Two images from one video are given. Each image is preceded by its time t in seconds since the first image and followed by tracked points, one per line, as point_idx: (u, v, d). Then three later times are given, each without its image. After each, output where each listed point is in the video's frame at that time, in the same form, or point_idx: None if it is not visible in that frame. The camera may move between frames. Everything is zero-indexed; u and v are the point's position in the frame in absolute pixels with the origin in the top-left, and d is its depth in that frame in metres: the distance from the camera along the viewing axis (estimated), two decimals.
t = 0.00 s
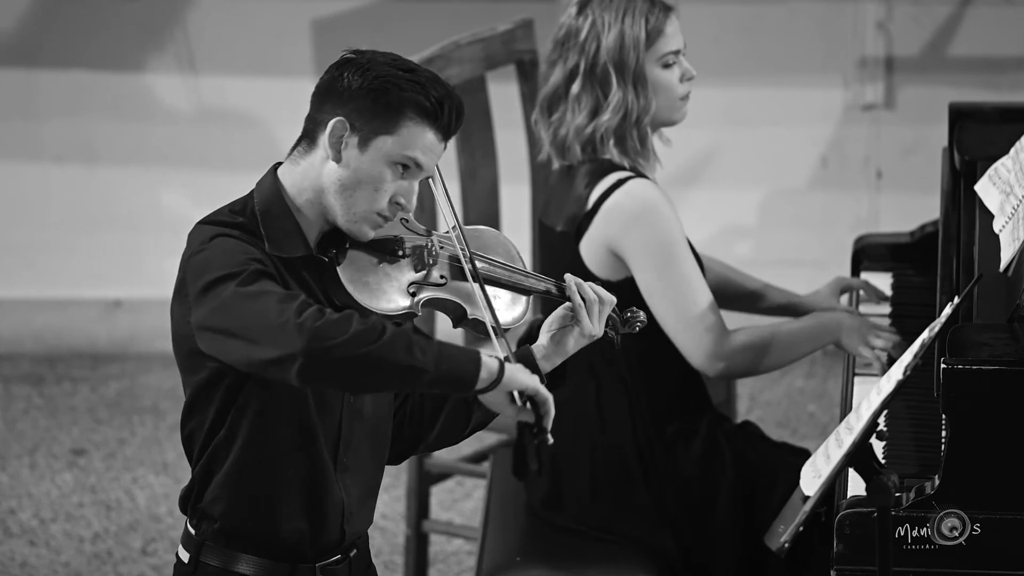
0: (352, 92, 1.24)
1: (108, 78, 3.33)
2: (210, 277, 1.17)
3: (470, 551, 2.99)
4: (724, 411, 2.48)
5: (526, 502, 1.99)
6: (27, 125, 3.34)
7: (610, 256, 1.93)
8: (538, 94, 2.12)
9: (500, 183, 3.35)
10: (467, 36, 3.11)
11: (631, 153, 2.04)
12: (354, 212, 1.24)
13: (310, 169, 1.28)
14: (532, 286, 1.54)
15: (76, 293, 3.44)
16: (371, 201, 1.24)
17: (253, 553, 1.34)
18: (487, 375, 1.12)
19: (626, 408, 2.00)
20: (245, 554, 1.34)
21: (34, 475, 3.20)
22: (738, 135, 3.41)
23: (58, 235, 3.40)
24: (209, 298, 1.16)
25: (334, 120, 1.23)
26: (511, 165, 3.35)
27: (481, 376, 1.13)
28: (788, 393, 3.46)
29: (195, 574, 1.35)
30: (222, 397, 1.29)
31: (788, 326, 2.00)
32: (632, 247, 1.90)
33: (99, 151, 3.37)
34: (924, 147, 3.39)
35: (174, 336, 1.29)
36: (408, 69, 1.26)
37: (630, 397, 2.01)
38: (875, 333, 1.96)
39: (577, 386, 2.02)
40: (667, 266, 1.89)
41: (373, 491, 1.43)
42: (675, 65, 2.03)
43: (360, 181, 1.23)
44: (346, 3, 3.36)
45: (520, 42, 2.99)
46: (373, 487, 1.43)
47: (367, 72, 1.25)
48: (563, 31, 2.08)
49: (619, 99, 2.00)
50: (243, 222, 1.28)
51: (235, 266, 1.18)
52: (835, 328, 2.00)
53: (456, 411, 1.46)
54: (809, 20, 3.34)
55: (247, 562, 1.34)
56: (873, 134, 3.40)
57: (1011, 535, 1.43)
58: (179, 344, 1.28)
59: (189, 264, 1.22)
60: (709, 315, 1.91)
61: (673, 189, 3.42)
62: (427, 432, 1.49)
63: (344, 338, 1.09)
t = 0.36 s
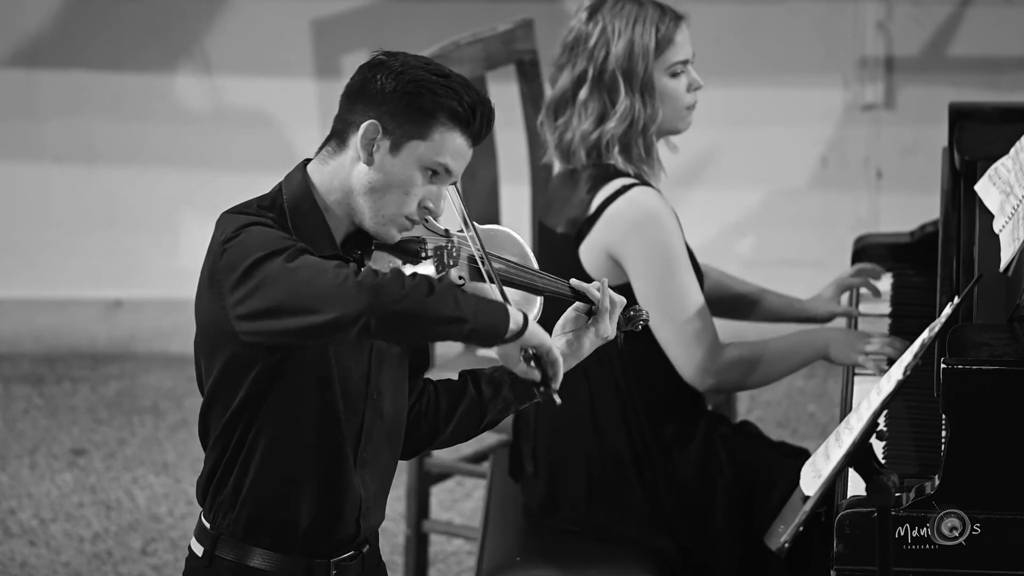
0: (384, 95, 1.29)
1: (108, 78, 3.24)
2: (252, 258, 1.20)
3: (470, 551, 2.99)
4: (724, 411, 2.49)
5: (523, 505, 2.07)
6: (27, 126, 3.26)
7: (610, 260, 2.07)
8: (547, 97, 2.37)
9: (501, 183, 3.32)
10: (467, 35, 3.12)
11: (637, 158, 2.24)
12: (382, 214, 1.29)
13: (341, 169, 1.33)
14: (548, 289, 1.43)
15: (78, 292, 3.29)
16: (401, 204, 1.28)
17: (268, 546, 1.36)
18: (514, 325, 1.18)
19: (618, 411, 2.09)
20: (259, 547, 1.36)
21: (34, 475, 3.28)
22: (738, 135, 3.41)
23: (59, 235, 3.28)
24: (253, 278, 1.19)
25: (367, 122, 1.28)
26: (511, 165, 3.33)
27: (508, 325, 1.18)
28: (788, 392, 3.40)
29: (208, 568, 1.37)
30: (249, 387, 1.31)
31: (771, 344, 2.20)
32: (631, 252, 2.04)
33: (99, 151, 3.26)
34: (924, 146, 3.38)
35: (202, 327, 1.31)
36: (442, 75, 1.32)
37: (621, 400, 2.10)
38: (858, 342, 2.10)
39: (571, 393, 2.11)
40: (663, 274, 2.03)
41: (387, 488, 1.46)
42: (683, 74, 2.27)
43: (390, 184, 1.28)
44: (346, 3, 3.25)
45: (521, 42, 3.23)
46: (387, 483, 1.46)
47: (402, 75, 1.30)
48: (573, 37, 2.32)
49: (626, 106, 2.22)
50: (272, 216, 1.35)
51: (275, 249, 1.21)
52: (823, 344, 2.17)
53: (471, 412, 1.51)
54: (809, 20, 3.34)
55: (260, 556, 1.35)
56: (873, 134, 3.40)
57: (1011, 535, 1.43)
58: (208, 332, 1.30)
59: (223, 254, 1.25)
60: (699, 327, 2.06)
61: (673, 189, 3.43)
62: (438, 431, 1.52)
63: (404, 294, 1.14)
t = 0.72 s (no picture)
0: (407, 98, 1.30)
1: (107, 78, 3.24)
2: (268, 274, 1.22)
3: (470, 551, 2.99)
4: (724, 411, 2.49)
5: (526, 508, 2.06)
6: (27, 126, 3.26)
7: (609, 262, 2.07)
8: (549, 98, 2.35)
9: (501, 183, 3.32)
10: (466, 35, 3.12)
11: (638, 161, 2.25)
12: (398, 218, 1.30)
13: (358, 170, 1.33)
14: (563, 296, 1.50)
15: (77, 292, 3.28)
16: (417, 208, 1.29)
17: (274, 541, 1.35)
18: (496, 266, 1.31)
19: (617, 410, 2.08)
20: (265, 541, 1.35)
21: (34, 475, 3.29)
22: (738, 135, 3.42)
23: (59, 235, 3.28)
24: (270, 294, 1.21)
25: (386, 125, 1.28)
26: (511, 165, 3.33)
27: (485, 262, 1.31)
28: (788, 391, 3.38)
29: (215, 562, 1.36)
30: (254, 383, 1.31)
31: (769, 346, 2.20)
32: (631, 254, 2.04)
33: (99, 151, 3.26)
34: (924, 146, 3.38)
35: (211, 325, 1.32)
36: (465, 80, 1.33)
37: (620, 399, 2.08)
38: (859, 340, 2.10)
39: (569, 394, 2.09)
40: (664, 275, 2.03)
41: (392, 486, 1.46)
42: (685, 78, 2.29)
43: (406, 188, 1.29)
44: (346, 3, 3.26)
45: (521, 42, 3.21)
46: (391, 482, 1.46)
47: (426, 80, 1.31)
48: (578, 38, 2.32)
49: (630, 108, 2.22)
50: (289, 216, 1.34)
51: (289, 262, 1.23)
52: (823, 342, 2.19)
53: (473, 412, 1.51)
54: (809, 20, 3.35)
55: (267, 550, 1.35)
56: (873, 134, 3.40)
57: (1011, 535, 1.43)
58: (216, 330, 1.31)
59: (236, 257, 1.26)
60: (698, 329, 2.05)
61: (673, 189, 3.44)
62: (440, 431, 1.51)
63: (427, 323, 1.23)
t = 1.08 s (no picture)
0: (415, 99, 1.29)
1: (107, 79, 3.24)
2: (286, 287, 1.22)
3: (470, 551, 2.99)
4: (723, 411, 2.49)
5: (523, 509, 2.06)
6: (27, 126, 3.25)
7: (610, 263, 2.07)
8: (548, 100, 2.38)
9: (501, 183, 3.33)
10: (466, 36, 3.11)
11: (637, 161, 2.27)
12: (405, 219, 1.31)
13: (364, 170, 1.34)
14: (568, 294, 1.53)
15: (77, 292, 3.29)
16: (424, 209, 1.30)
17: (279, 536, 1.35)
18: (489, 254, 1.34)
19: (616, 411, 2.09)
20: (271, 536, 1.35)
21: (35, 475, 3.28)
22: (738, 135, 3.42)
23: (59, 235, 3.27)
24: (288, 309, 1.22)
25: (394, 126, 1.29)
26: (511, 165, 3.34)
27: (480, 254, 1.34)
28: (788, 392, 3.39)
29: (222, 558, 1.36)
30: (258, 384, 1.31)
31: (767, 349, 2.20)
32: (631, 255, 2.04)
33: (99, 151, 3.26)
34: (924, 146, 3.38)
35: (214, 326, 1.32)
36: (472, 80, 1.32)
37: (620, 402, 2.09)
38: (852, 345, 2.11)
39: (568, 396, 2.11)
40: (664, 277, 2.03)
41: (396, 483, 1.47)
42: (684, 79, 2.31)
43: (413, 189, 1.29)
44: (346, 3, 3.26)
45: (520, 42, 3.15)
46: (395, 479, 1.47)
47: (433, 80, 1.31)
48: (575, 40, 2.34)
49: (628, 110, 2.25)
50: (297, 216, 1.34)
51: (303, 272, 1.24)
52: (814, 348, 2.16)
53: (473, 408, 1.52)
54: (809, 20, 3.35)
55: (272, 545, 1.35)
56: (873, 134, 3.40)
57: (1011, 535, 1.43)
58: (217, 331, 1.31)
59: (245, 262, 1.26)
60: (696, 332, 2.05)
61: (672, 189, 3.44)
62: (440, 429, 1.53)
63: (443, 348, 1.25)
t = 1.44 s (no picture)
0: (400, 96, 1.43)
1: (107, 79, 3.24)
2: (281, 293, 1.36)
3: (470, 551, 2.98)
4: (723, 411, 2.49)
5: (523, 509, 2.17)
6: (27, 126, 3.26)
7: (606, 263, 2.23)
8: (554, 102, 2.52)
9: (501, 182, 3.31)
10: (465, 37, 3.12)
11: (640, 161, 2.42)
12: (403, 210, 1.46)
13: (356, 167, 1.47)
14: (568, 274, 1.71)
15: (77, 292, 3.27)
16: (421, 200, 1.46)
17: (293, 529, 1.47)
18: (503, 266, 1.48)
19: (615, 416, 2.22)
20: (285, 529, 1.47)
21: (34, 475, 3.33)
22: (738, 135, 3.43)
23: (59, 235, 3.27)
24: (285, 316, 1.35)
25: (383, 125, 1.43)
26: (511, 164, 3.30)
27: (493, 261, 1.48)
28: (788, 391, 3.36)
29: (240, 555, 1.48)
30: (259, 390, 1.44)
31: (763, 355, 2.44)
32: (631, 258, 2.22)
33: (99, 151, 3.26)
34: (924, 146, 3.38)
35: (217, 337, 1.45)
36: (453, 70, 1.46)
37: (619, 407, 2.23)
38: (842, 349, 2.29)
39: (566, 399, 2.23)
40: (661, 279, 2.22)
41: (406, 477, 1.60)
42: (687, 83, 2.46)
43: (411, 184, 1.45)
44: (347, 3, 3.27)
45: (521, 43, 3.23)
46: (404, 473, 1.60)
47: (415, 72, 1.44)
48: (580, 45, 2.50)
49: (633, 111, 2.40)
50: (290, 217, 1.47)
51: (299, 275, 1.37)
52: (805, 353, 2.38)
53: (474, 391, 1.63)
54: (809, 20, 3.38)
55: (286, 538, 1.47)
56: (873, 134, 3.40)
57: (1011, 535, 1.43)
58: (219, 338, 1.44)
59: (242, 272, 1.39)
60: (692, 333, 2.23)
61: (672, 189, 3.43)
62: (442, 415, 1.65)
63: (436, 350, 1.38)
